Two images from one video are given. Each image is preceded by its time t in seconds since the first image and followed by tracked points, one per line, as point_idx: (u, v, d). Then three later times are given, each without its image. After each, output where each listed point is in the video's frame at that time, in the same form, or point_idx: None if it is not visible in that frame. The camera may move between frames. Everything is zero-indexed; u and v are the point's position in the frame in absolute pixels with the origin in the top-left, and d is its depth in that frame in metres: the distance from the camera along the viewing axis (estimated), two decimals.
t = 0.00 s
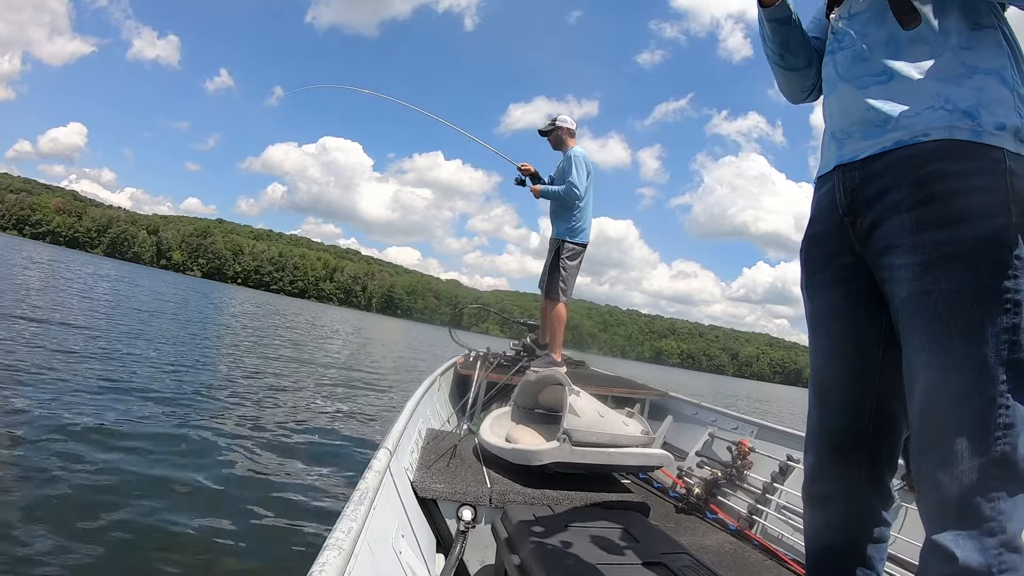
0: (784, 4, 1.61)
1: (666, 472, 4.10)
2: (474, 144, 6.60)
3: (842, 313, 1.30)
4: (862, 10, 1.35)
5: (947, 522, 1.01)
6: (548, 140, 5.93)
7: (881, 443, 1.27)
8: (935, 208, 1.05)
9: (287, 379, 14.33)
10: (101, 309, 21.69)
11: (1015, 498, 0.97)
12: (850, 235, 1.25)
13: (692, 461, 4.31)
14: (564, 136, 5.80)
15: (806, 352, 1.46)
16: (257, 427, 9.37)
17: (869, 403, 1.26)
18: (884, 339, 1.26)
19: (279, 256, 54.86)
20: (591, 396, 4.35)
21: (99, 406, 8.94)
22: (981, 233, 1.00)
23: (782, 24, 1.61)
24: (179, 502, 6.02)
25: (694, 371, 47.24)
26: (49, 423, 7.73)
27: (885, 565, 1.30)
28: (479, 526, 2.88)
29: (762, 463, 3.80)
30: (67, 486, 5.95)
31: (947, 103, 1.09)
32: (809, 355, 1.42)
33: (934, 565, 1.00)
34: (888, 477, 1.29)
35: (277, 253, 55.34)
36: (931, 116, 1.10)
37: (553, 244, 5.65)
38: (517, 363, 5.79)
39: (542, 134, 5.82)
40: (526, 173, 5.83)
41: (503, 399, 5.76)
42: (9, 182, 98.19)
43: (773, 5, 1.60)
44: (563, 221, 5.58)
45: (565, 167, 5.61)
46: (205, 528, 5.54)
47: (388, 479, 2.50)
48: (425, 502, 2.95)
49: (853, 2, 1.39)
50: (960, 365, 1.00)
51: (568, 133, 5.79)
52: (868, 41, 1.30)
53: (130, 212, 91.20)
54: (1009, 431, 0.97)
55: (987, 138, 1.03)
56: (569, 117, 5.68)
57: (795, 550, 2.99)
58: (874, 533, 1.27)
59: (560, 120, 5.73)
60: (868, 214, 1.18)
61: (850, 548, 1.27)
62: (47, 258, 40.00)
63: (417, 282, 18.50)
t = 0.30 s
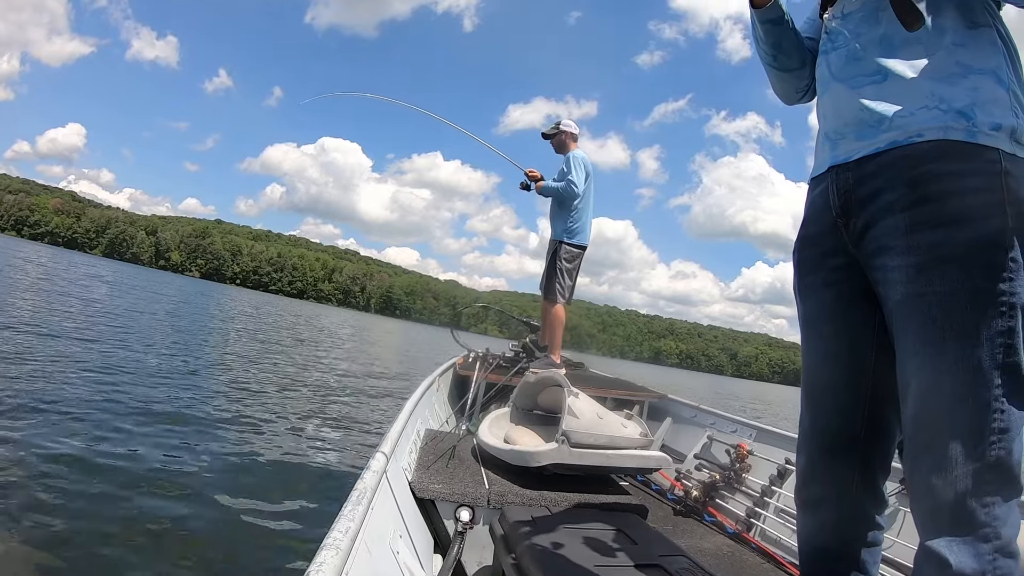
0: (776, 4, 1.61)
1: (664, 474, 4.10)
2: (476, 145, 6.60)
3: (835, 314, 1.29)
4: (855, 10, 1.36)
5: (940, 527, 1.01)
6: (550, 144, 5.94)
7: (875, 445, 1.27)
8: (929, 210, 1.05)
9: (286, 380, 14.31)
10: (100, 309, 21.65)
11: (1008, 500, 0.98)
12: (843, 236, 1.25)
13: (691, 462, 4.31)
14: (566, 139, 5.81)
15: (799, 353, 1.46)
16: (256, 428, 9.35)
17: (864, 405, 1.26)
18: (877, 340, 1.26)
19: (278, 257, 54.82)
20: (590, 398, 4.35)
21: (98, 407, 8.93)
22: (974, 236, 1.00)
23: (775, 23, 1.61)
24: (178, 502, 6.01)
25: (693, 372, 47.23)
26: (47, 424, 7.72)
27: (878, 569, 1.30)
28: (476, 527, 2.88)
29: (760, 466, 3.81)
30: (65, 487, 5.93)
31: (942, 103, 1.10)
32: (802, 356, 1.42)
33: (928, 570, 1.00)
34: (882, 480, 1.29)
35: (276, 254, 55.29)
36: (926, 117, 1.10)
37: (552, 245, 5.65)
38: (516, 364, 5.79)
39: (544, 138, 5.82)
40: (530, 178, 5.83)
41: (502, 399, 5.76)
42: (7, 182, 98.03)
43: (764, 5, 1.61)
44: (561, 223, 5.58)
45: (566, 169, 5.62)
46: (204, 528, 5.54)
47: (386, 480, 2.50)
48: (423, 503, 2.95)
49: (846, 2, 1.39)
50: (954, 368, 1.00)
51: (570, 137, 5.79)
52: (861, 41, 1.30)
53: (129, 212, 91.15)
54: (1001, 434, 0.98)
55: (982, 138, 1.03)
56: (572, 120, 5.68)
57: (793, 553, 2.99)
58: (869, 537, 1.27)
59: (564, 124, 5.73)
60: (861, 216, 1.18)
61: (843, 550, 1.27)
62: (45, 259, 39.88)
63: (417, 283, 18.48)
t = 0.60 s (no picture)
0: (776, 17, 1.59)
1: (661, 476, 4.11)
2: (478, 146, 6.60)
3: (835, 318, 1.29)
4: (852, 12, 1.36)
5: (940, 530, 1.01)
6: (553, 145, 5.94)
7: (875, 448, 1.27)
8: (929, 215, 1.05)
9: (286, 382, 14.31)
10: (100, 311, 21.65)
11: (1008, 503, 0.98)
12: (842, 241, 1.25)
13: (688, 465, 4.32)
14: (568, 141, 5.81)
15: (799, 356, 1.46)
16: (255, 429, 9.35)
17: (864, 409, 1.26)
18: (877, 345, 1.26)
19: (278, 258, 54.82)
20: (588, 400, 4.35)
21: (97, 409, 8.92)
22: (975, 241, 1.00)
23: (774, 36, 1.60)
24: (177, 504, 6.01)
25: (693, 371, 47.21)
26: (47, 426, 7.72)
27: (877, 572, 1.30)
28: (473, 529, 2.88)
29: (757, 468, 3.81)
30: (65, 489, 5.93)
31: (941, 107, 1.10)
32: (803, 360, 1.42)
33: (927, 573, 1.00)
34: (882, 484, 1.29)
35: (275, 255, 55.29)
36: (926, 120, 1.10)
37: (551, 246, 5.65)
38: (513, 366, 5.79)
39: (547, 139, 5.83)
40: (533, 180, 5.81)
41: (499, 401, 5.75)
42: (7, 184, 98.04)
43: (765, 21, 1.59)
44: (561, 224, 5.58)
45: (569, 170, 5.62)
46: (204, 529, 5.55)
47: (382, 481, 2.48)
48: (419, 504, 2.94)
49: (842, 4, 1.39)
50: (955, 373, 1.00)
51: (573, 139, 5.79)
52: (858, 44, 1.30)
53: (128, 214, 91.09)
54: (1003, 439, 0.98)
55: (981, 142, 1.03)
56: (575, 123, 5.69)
57: (790, 555, 2.99)
58: (868, 539, 1.27)
59: (567, 126, 5.74)
60: (861, 220, 1.18)
61: (843, 553, 1.27)
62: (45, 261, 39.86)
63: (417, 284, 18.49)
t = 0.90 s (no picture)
0: (790, 70, 1.67)
1: (658, 476, 4.10)
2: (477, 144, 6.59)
3: (834, 324, 1.29)
4: (840, 21, 1.35)
5: (932, 530, 1.01)
6: (552, 144, 5.94)
7: (876, 450, 1.27)
8: (919, 223, 1.05)
9: (287, 383, 14.31)
10: (102, 314, 21.69)
11: (999, 502, 0.98)
12: (837, 248, 1.25)
13: (685, 465, 4.31)
14: (567, 140, 5.81)
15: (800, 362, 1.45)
16: (255, 431, 9.36)
17: (865, 413, 1.26)
18: (877, 348, 1.26)
19: (279, 260, 54.87)
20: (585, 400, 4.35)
21: (98, 411, 8.94)
22: (963, 247, 1.00)
23: (791, 88, 1.68)
24: (177, 505, 6.02)
25: (695, 370, 47.17)
26: (47, 428, 7.74)
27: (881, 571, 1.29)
28: (470, 529, 2.88)
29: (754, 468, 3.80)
30: (65, 491, 5.94)
31: (929, 116, 1.09)
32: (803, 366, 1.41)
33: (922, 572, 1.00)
34: (885, 484, 1.28)
35: (277, 257, 55.32)
36: (913, 130, 1.10)
37: (549, 246, 5.65)
38: (510, 366, 5.78)
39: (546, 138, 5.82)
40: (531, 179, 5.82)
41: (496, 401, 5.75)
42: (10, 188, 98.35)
43: (780, 78, 1.67)
44: (560, 224, 5.57)
45: (570, 170, 5.62)
46: (204, 531, 5.56)
47: (379, 482, 2.48)
48: (417, 505, 2.94)
49: (832, 13, 1.38)
50: (945, 376, 1.00)
51: (572, 138, 5.80)
52: (849, 53, 1.30)
53: (130, 217, 91.30)
54: (994, 440, 0.98)
55: (968, 149, 1.03)
56: (575, 121, 5.68)
57: (787, 556, 2.97)
58: (872, 537, 1.26)
59: (566, 124, 5.74)
60: (854, 228, 1.18)
61: (846, 554, 1.27)
62: (47, 264, 39.96)
63: (418, 284, 18.46)
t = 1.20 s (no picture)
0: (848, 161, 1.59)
1: (656, 471, 4.10)
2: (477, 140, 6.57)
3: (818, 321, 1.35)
4: (810, 46, 1.42)
5: (896, 513, 1.11)
6: (552, 139, 5.93)
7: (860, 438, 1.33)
8: (877, 225, 1.15)
9: (291, 384, 14.34)
10: (106, 317, 21.74)
11: (959, 485, 1.07)
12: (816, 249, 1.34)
13: (683, 459, 4.31)
14: (567, 136, 5.80)
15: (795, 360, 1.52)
16: (258, 431, 9.38)
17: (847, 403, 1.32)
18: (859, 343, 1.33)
19: (283, 261, 54.93)
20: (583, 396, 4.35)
21: (102, 414, 8.98)
22: (914, 244, 1.09)
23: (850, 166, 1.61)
24: (181, 507, 6.02)
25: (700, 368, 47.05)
26: (52, 431, 7.78)
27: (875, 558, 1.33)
28: (470, 526, 2.89)
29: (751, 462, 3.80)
30: (70, 493, 5.98)
31: (884, 124, 1.18)
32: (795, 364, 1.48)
33: (889, 551, 1.11)
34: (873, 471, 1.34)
35: (281, 258, 55.36)
36: (871, 138, 1.19)
37: (548, 243, 5.64)
38: (508, 363, 5.78)
39: (546, 133, 5.81)
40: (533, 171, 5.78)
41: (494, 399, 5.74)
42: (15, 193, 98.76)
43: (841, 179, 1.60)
44: (561, 218, 5.55)
45: (571, 165, 5.61)
46: (207, 531, 5.59)
47: (379, 481, 2.49)
48: (416, 503, 2.96)
49: (803, 39, 1.46)
50: (902, 364, 1.10)
51: (572, 133, 5.79)
52: (817, 72, 1.38)
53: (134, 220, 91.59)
54: (950, 424, 1.07)
55: (920, 152, 1.11)
56: (575, 117, 5.67)
57: (786, 548, 2.96)
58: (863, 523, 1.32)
59: (567, 120, 5.73)
60: (826, 231, 1.27)
61: (836, 540, 1.31)
62: (53, 268, 40.12)
63: (420, 284, 18.46)
